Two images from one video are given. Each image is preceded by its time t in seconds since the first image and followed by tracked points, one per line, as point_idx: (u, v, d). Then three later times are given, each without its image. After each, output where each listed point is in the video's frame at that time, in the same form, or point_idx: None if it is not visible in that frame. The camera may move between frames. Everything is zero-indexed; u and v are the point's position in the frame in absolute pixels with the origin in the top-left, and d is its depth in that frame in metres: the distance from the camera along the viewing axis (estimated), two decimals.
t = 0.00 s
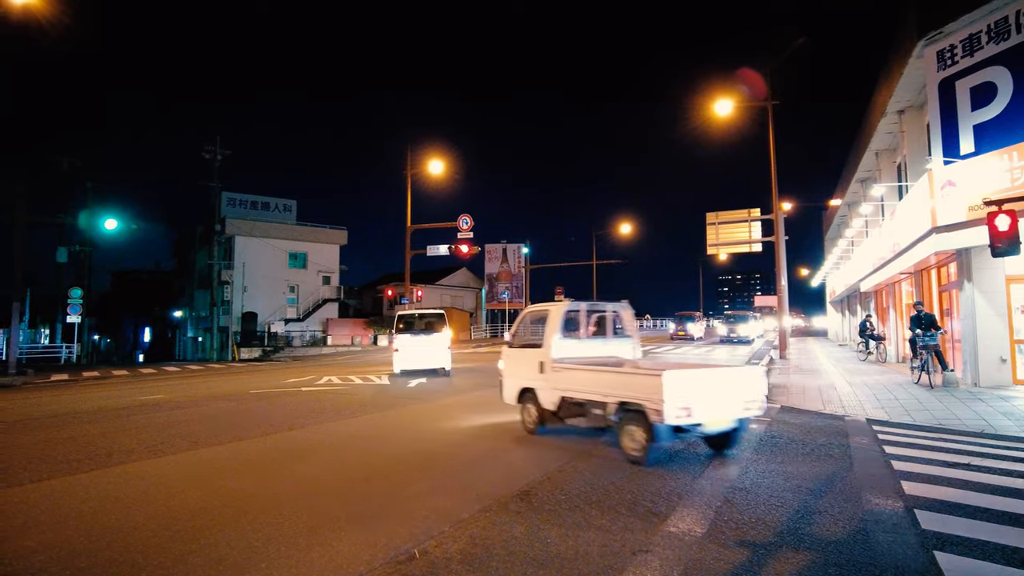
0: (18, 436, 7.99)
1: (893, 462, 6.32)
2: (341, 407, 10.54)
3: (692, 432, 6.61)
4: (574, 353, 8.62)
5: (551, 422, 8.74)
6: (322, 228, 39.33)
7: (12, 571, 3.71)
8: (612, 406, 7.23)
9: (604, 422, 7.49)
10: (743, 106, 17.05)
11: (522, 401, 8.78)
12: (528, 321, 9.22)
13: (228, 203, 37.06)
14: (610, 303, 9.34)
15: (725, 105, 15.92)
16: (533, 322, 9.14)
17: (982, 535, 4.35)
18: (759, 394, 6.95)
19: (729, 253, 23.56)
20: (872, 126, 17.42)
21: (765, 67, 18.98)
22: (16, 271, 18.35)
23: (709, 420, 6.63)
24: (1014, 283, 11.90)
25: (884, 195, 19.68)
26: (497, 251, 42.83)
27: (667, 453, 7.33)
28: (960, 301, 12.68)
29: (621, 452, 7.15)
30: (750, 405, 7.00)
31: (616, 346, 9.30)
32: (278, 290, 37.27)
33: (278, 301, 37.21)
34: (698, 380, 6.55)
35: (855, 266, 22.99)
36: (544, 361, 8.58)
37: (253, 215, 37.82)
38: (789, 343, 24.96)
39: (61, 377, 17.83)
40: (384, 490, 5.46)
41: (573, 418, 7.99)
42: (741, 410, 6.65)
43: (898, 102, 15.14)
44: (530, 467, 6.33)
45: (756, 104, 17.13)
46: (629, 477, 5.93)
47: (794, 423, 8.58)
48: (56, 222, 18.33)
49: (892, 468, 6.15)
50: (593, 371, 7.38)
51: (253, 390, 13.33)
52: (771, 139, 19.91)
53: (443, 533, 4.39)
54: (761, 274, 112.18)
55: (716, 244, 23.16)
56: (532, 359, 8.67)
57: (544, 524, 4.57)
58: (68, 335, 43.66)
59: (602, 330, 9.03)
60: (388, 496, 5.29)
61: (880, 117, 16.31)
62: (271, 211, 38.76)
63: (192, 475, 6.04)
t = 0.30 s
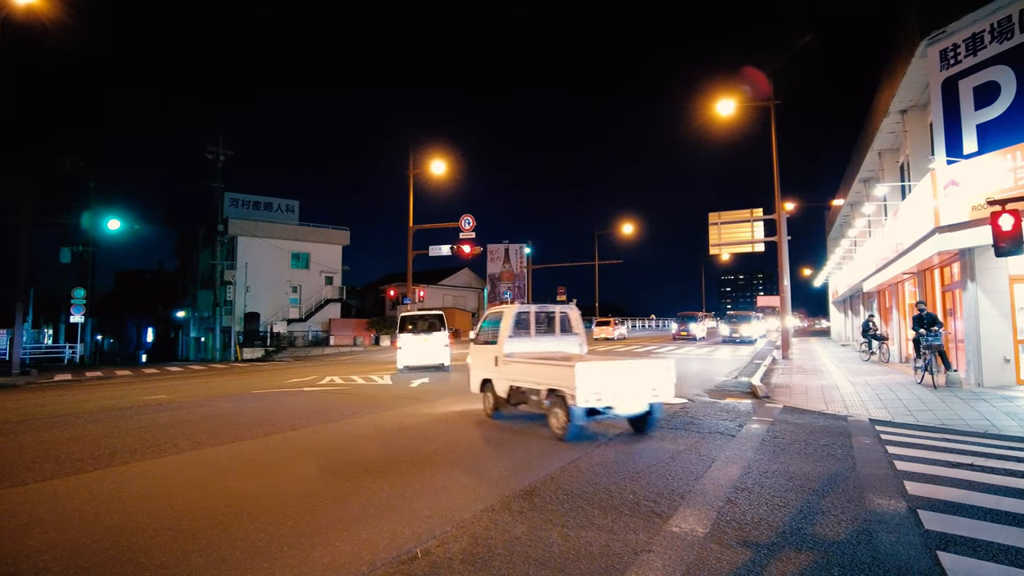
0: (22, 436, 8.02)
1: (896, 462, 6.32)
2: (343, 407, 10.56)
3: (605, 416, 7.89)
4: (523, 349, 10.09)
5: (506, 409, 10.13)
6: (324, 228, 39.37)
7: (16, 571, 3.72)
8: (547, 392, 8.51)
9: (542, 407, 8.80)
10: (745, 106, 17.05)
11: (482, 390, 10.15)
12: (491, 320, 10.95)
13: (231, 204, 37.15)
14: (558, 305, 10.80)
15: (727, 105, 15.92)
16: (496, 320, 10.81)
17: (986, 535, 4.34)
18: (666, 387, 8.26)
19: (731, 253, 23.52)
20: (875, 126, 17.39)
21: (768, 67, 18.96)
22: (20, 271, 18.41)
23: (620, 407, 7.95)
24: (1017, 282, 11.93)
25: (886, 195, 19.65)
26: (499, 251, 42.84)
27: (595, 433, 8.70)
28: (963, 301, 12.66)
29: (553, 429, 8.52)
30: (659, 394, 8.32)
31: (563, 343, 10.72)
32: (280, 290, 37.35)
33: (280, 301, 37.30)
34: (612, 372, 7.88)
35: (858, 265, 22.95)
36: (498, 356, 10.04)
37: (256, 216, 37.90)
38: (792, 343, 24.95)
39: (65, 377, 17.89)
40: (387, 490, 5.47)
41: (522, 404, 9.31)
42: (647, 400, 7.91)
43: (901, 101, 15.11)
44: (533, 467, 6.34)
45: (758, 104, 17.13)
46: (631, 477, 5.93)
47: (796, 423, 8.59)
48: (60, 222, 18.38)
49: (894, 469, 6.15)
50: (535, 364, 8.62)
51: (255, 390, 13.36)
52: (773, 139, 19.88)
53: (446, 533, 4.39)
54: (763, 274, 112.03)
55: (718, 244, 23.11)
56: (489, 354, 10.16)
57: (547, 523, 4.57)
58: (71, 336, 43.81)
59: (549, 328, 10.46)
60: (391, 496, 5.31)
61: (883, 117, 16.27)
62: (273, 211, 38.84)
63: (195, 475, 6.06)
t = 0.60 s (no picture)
0: (22, 436, 8.03)
1: (896, 462, 6.34)
2: (343, 407, 10.56)
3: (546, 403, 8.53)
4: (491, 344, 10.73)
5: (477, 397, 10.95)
6: (325, 228, 39.40)
7: (19, 570, 3.74)
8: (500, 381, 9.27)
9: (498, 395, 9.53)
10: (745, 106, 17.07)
11: (453, 383, 11.00)
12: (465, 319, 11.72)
13: (232, 204, 37.19)
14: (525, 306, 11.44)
15: (728, 105, 15.93)
16: (467, 323, 11.64)
17: (987, 536, 4.34)
18: (601, 377, 8.82)
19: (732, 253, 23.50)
20: (876, 126, 17.39)
21: (768, 67, 18.98)
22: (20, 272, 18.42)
23: (557, 397, 8.52)
24: (1017, 282, 11.95)
25: (887, 195, 19.65)
26: (500, 251, 42.85)
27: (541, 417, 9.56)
28: (964, 301, 12.66)
29: (502, 414, 9.39)
30: (595, 384, 8.89)
31: (529, 340, 11.32)
32: (281, 290, 37.37)
33: (281, 301, 37.33)
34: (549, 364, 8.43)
35: (858, 266, 22.97)
36: (468, 351, 10.74)
37: (257, 216, 37.96)
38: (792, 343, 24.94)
39: (65, 377, 17.91)
40: (388, 490, 5.47)
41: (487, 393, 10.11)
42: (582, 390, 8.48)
43: (902, 101, 15.11)
44: (533, 467, 6.35)
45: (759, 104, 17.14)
46: (631, 478, 5.94)
47: (797, 423, 8.60)
48: (61, 222, 18.41)
49: (894, 469, 6.16)
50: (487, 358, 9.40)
51: (255, 390, 13.37)
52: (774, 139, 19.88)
53: (447, 533, 4.39)
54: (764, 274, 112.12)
55: (719, 243, 23.08)
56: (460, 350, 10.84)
57: (547, 523, 4.58)
58: (72, 336, 43.90)
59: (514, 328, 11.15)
60: (392, 496, 5.31)
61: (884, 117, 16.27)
62: (274, 211, 38.90)
63: (196, 474, 6.08)
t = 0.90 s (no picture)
0: (21, 437, 8.02)
1: (896, 462, 6.34)
2: (342, 407, 10.55)
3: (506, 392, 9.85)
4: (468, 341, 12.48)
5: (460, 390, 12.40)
6: (325, 228, 39.39)
7: (19, 570, 3.74)
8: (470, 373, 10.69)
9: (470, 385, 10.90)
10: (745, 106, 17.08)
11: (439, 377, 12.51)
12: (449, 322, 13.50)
13: (231, 204, 37.18)
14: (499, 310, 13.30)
15: (728, 105, 15.93)
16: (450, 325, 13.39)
17: (987, 536, 4.34)
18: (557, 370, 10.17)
19: (732, 253, 23.49)
20: (876, 126, 17.39)
21: (768, 67, 18.98)
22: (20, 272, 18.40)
23: (516, 388, 9.89)
24: (1017, 282, 11.95)
25: (887, 195, 19.65)
26: (500, 251, 42.84)
27: (509, 405, 10.92)
28: (964, 301, 12.65)
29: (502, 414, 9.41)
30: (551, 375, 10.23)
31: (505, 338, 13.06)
32: (281, 290, 37.36)
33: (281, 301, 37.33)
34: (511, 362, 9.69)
35: (858, 266, 22.99)
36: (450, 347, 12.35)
37: (257, 216, 37.98)
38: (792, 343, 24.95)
39: (65, 378, 17.89)
40: (388, 490, 5.47)
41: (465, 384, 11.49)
42: (538, 384, 9.82)
43: (902, 101, 15.10)
44: (533, 467, 6.35)
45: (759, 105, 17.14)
46: (632, 478, 5.93)
47: (797, 423, 8.60)
48: (60, 222, 18.40)
49: (895, 469, 6.16)
50: (458, 351, 10.97)
51: (255, 390, 13.37)
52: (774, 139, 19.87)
53: (447, 533, 4.40)
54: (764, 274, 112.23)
55: (719, 243, 23.08)
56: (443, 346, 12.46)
57: (547, 524, 4.57)
58: (72, 337, 43.93)
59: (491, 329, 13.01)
60: (392, 496, 5.30)
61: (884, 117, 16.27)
62: (274, 211, 38.92)
63: (197, 474, 6.09)
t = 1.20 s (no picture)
0: (21, 437, 8.02)
1: (897, 462, 6.33)
2: (342, 407, 10.55)
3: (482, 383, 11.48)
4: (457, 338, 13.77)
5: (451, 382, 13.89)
6: (325, 228, 39.38)
7: (19, 571, 3.73)
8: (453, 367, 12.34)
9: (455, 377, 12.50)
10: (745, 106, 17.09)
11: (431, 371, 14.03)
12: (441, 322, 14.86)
13: (231, 204, 37.19)
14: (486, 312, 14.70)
15: (728, 105, 15.94)
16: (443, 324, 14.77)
17: (988, 536, 4.33)
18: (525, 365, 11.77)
19: (732, 254, 23.48)
20: (876, 126, 17.38)
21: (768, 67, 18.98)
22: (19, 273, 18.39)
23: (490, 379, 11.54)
24: (1017, 282, 11.95)
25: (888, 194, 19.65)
26: (500, 251, 42.84)
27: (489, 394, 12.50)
28: (964, 301, 12.65)
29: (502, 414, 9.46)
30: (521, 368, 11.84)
31: (491, 336, 14.45)
32: (281, 289, 37.34)
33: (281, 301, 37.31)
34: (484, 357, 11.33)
35: (858, 266, 23.01)
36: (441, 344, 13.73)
37: (257, 215, 37.99)
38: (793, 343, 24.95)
39: (65, 378, 17.88)
40: (388, 490, 5.46)
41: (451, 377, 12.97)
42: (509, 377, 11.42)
43: (902, 101, 15.10)
44: (533, 467, 6.35)
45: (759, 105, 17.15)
46: (633, 478, 5.92)
47: (797, 423, 8.60)
48: (60, 222, 18.39)
49: (895, 469, 6.15)
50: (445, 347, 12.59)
51: (255, 390, 13.36)
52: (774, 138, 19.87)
53: (447, 533, 4.39)
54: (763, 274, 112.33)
55: (720, 243, 23.07)
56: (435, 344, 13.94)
57: (548, 524, 4.57)
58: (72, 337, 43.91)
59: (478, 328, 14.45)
60: (392, 496, 5.30)
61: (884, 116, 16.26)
62: (274, 211, 38.95)
63: (197, 474, 6.08)
